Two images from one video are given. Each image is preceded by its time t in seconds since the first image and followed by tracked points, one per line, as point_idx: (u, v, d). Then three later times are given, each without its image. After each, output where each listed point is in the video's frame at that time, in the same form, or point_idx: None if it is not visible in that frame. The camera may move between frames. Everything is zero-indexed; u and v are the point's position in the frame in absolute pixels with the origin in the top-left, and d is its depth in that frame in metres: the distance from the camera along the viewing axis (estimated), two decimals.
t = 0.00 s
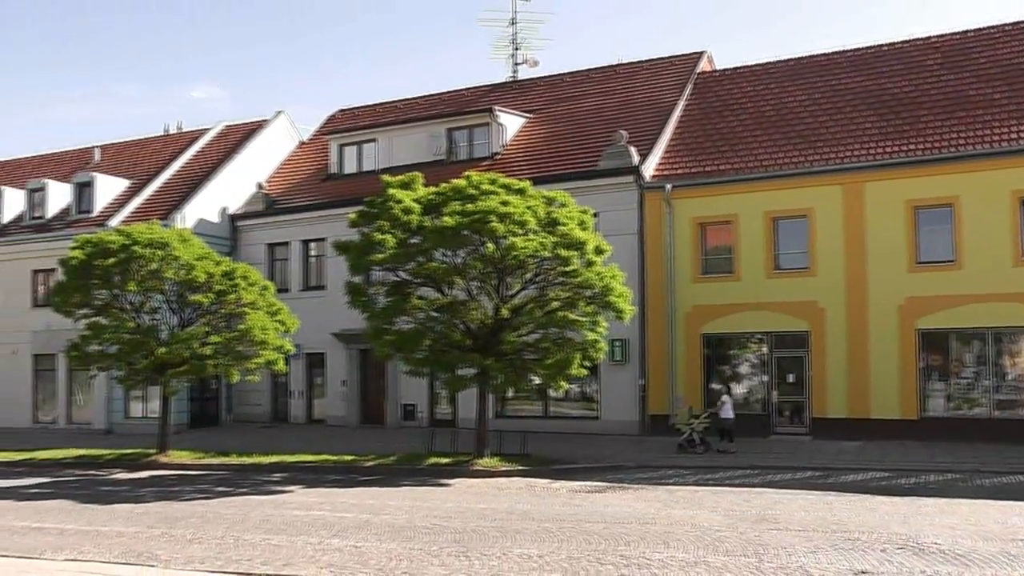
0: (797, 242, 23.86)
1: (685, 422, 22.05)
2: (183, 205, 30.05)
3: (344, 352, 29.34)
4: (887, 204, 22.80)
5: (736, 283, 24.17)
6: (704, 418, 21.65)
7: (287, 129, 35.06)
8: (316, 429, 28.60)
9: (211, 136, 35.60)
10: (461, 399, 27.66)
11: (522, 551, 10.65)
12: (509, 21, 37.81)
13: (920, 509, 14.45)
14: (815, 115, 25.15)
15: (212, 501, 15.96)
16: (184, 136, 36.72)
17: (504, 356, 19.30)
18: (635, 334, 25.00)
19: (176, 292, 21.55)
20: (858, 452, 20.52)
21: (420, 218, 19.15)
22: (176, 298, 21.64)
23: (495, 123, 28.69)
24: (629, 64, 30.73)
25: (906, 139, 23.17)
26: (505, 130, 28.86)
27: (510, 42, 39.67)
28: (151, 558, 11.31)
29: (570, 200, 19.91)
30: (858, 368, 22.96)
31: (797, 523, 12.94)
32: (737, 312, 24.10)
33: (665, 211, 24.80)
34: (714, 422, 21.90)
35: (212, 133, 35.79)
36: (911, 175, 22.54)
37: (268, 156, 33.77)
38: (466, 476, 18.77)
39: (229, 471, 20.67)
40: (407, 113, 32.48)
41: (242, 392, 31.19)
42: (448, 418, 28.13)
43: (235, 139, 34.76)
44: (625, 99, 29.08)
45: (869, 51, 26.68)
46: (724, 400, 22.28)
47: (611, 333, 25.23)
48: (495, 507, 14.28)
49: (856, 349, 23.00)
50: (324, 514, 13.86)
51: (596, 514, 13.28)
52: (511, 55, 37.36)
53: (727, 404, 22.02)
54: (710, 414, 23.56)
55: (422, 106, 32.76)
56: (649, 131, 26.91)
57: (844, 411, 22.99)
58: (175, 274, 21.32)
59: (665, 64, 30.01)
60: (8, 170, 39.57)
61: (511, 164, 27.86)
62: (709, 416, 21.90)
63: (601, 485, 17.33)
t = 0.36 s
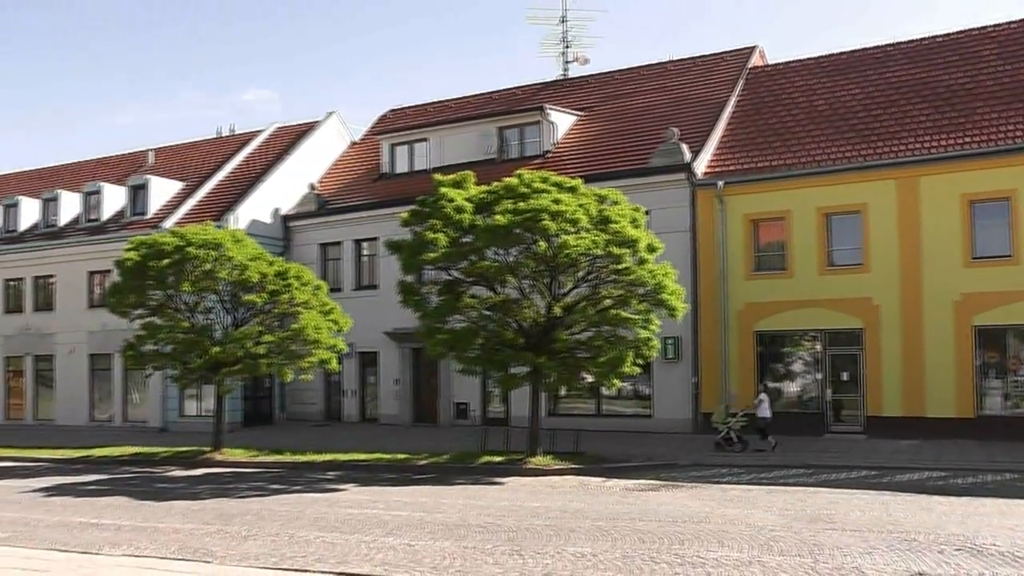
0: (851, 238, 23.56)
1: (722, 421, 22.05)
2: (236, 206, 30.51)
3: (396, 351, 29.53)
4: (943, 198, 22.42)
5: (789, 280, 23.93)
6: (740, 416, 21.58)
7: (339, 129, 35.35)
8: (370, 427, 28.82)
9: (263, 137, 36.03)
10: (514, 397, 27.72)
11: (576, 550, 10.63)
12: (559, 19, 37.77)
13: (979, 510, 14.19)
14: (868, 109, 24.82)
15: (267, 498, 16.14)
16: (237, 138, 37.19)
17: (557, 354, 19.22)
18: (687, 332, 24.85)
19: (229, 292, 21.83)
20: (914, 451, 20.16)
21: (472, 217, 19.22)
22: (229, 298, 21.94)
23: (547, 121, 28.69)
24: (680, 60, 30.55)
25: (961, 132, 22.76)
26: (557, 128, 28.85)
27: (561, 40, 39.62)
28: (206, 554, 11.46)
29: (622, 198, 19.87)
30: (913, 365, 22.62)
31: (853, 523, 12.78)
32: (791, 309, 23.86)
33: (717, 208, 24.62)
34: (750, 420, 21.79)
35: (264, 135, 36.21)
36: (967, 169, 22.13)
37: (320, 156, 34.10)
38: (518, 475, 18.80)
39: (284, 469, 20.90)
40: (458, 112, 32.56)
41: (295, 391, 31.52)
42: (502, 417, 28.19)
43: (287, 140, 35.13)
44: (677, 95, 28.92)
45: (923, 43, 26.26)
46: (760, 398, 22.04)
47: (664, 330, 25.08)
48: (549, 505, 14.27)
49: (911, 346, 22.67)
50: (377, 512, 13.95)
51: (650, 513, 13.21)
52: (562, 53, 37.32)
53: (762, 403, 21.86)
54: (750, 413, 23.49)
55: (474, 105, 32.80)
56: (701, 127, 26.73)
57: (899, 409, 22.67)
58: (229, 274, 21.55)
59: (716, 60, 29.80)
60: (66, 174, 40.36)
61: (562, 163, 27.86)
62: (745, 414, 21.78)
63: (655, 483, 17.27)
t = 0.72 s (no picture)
0: (911, 234, 23.16)
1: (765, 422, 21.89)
2: (293, 206, 30.93)
3: (454, 350, 29.64)
4: (1005, 192, 21.91)
5: (848, 277, 23.59)
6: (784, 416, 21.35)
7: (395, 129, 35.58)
8: (428, 426, 28.97)
9: (320, 138, 36.39)
10: (571, 395, 27.70)
11: (635, 549, 10.60)
12: (615, 16, 37.61)
13: None
14: (928, 101, 24.37)
15: (326, 496, 16.30)
16: (294, 139, 37.62)
17: (615, 353, 19.19)
18: (745, 330, 24.61)
19: (287, 291, 22.09)
20: (976, 452, 19.75)
21: (529, 215, 19.24)
22: (288, 298, 22.20)
23: (603, 119, 28.59)
24: (736, 56, 30.28)
25: None
26: (613, 125, 28.73)
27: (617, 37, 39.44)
28: (266, 550, 11.60)
29: (679, 195, 19.76)
30: (975, 363, 22.17)
31: (915, 524, 12.57)
32: (850, 306, 23.53)
33: (774, 204, 24.36)
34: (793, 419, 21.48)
35: (321, 135, 36.57)
36: None
37: (376, 156, 34.36)
38: (575, 473, 18.77)
39: (342, 467, 21.10)
40: (513, 111, 32.57)
41: (353, 389, 31.81)
42: (559, 415, 28.15)
43: (344, 140, 35.43)
44: (734, 91, 28.66)
45: (985, 33, 25.72)
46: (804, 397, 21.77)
47: (721, 328, 24.90)
48: (606, 504, 14.23)
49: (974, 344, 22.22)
50: (435, 510, 14.02)
51: (708, 512, 13.11)
52: (617, 50, 37.17)
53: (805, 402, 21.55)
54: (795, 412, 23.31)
55: (529, 103, 32.77)
56: (758, 123, 26.46)
57: (960, 408, 22.24)
58: (286, 274, 21.81)
59: (773, 55, 29.48)
60: (126, 176, 41.14)
61: (618, 160, 27.78)
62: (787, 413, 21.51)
63: (713, 481, 17.15)
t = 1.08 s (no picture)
0: (969, 229, 22.73)
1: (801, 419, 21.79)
2: (347, 206, 31.26)
3: (508, 348, 29.72)
4: None
5: (905, 274, 23.23)
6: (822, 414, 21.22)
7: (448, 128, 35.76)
8: (484, 423, 29.09)
9: (374, 137, 36.69)
10: (626, 393, 27.66)
11: (691, 547, 10.55)
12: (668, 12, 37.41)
13: None
14: (987, 94, 23.89)
15: (381, 493, 16.44)
16: (347, 139, 37.96)
17: (670, 351, 19.12)
18: (801, 328, 24.37)
19: (342, 290, 22.36)
20: None
21: (583, 213, 19.23)
22: (343, 296, 22.49)
23: (657, 116, 28.53)
24: (791, 50, 29.98)
25: None
26: (668, 122, 28.65)
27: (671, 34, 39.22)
28: (321, 547, 11.73)
29: (734, 192, 19.63)
30: None
31: (975, 525, 12.35)
32: (907, 304, 23.18)
33: (831, 201, 24.05)
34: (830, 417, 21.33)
35: (374, 135, 36.85)
36: None
37: (429, 155, 34.57)
38: (629, 472, 18.73)
39: (397, 465, 21.26)
40: (566, 109, 32.53)
41: (407, 387, 32.07)
42: (613, 413, 28.09)
43: (397, 140, 35.67)
44: (789, 86, 28.38)
45: None
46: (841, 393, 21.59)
47: (776, 326, 24.72)
48: (661, 503, 14.17)
49: None
50: (490, 508, 14.07)
51: (764, 512, 13.01)
52: (670, 47, 36.93)
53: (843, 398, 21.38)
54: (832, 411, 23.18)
55: (582, 101, 32.70)
56: (813, 118, 26.17)
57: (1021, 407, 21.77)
58: (341, 273, 22.06)
59: (828, 49, 29.14)
60: (183, 177, 41.80)
61: (672, 158, 27.67)
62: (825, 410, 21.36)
63: (769, 481, 17.02)
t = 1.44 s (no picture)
0: (1017, 224, 22.35)
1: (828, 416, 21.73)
2: (390, 204, 31.47)
3: (550, 346, 29.74)
4: None
5: (951, 269, 22.94)
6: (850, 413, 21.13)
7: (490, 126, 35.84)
8: (527, 421, 29.17)
9: (416, 135, 36.87)
10: (669, 391, 27.57)
11: (735, 546, 10.50)
12: (711, 8, 37.19)
13: None
14: None
15: (425, 491, 16.54)
16: (390, 137, 38.19)
17: (714, 348, 19.04)
18: (846, 324, 24.12)
19: (386, 288, 22.56)
20: None
21: (626, 210, 19.14)
22: (386, 295, 22.70)
23: (699, 113, 28.33)
24: (835, 44, 29.68)
25: None
26: (710, 119, 28.46)
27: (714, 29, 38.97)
28: (366, 544, 11.82)
29: (778, 187, 19.50)
30: None
31: None
32: (953, 300, 22.88)
33: (875, 196, 23.78)
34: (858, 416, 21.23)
35: (417, 133, 37.02)
36: None
37: (472, 154, 34.68)
38: (673, 470, 18.66)
39: (440, 462, 21.37)
40: (608, 106, 32.46)
41: (451, 385, 32.25)
42: (657, 411, 28.00)
43: (439, 138, 35.82)
44: (833, 80, 28.09)
45: None
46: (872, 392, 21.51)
47: (820, 323, 24.39)
48: (706, 501, 14.11)
49: None
50: (534, 506, 14.10)
51: (810, 510, 12.90)
52: (713, 43, 36.70)
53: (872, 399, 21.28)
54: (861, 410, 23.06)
55: (624, 98, 32.60)
56: (857, 112, 25.89)
57: None
58: (385, 271, 22.25)
59: (873, 42, 28.80)
60: (227, 177, 42.28)
61: (714, 154, 27.52)
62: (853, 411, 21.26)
63: (813, 479, 16.87)
